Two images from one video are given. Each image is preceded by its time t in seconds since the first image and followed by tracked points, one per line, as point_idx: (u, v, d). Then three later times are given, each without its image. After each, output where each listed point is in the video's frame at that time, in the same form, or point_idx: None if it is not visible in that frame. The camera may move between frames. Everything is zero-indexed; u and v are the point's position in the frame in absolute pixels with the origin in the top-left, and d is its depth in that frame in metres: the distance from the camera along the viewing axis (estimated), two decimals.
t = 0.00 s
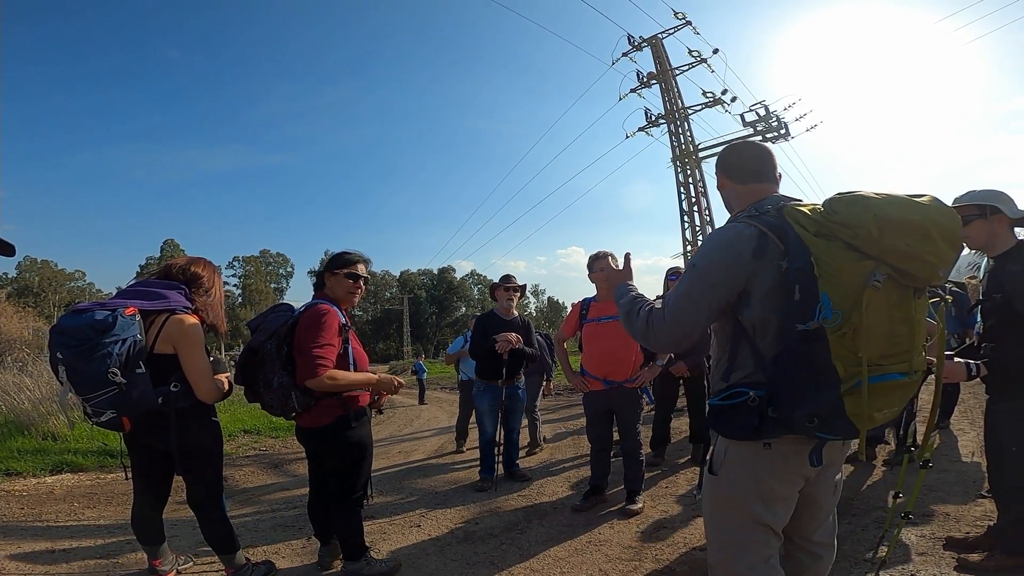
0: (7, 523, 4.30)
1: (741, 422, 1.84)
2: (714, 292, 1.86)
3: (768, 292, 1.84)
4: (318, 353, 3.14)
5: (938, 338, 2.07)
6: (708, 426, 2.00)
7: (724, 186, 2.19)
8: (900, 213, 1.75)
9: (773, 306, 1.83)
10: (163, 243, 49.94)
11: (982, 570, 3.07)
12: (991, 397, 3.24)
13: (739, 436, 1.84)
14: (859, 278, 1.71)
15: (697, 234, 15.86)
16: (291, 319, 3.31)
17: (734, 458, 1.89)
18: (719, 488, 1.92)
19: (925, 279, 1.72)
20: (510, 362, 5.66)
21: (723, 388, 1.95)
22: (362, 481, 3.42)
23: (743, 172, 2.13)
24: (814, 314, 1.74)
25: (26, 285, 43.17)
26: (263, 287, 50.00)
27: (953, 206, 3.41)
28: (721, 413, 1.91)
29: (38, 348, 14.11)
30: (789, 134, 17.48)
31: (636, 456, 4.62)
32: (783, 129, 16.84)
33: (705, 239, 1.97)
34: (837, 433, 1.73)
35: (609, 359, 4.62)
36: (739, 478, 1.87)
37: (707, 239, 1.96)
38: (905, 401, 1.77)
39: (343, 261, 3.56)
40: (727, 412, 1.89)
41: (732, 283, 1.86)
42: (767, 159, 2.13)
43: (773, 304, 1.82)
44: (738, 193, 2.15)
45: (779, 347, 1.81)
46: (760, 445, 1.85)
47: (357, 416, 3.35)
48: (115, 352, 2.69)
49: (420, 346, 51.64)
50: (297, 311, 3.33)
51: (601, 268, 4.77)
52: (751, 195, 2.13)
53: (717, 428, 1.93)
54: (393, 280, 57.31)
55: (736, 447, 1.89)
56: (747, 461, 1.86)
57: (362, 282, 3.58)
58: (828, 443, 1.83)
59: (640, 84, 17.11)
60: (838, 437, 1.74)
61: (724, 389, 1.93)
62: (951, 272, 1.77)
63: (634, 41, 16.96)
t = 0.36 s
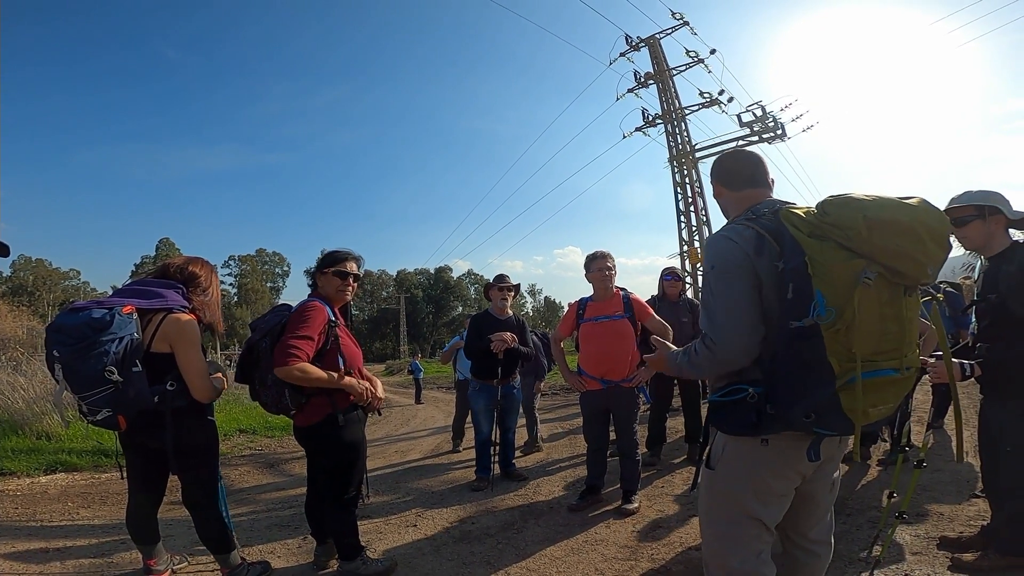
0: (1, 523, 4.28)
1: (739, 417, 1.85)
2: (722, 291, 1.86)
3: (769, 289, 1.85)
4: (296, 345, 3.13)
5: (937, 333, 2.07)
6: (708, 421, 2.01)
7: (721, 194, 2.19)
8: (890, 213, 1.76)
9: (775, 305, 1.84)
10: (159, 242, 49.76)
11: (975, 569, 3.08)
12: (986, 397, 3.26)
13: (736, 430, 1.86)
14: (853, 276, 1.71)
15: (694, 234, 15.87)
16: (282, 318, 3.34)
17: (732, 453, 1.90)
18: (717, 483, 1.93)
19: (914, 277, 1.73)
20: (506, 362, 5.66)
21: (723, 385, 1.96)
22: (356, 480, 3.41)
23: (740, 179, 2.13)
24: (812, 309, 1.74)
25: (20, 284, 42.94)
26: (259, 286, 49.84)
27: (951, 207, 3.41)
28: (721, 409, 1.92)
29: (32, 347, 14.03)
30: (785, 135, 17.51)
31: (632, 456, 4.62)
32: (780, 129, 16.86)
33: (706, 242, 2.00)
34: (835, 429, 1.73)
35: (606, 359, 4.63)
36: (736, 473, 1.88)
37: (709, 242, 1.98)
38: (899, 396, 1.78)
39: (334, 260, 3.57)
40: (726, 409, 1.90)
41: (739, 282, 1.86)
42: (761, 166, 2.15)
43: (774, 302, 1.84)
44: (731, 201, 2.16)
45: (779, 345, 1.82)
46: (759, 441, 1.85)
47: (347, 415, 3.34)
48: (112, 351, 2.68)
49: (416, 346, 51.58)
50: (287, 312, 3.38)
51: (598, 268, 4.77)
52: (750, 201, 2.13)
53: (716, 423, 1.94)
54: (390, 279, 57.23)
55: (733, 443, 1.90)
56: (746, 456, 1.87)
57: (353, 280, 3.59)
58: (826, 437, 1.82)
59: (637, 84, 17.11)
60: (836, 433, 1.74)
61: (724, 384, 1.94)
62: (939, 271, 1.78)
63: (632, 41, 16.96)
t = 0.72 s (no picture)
0: (3, 523, 4.28)
1: (748, 415, 1.84)
2: (727, 292, 1.86)
3: (776, 288, 1.84)
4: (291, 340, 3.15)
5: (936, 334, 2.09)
6: (715, 420, 2.00)
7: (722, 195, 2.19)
8: (900, 209, 1.77)
9: (782, 303, 1.82)
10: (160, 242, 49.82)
11: (976, 568, 3.08)
12: (987, 397, 3.26)
13: (744, 430, 1.85)
14: (865, 269, 1.72)
15: (695, 233, 15.85)
16: (279, 318, 3.41)
17: (741, 454, 1.89)
18: (725, 485, 1.92)
19: (925, 271, 1.74)
20: (507, 361, 5.66)
21: (731, 383, 1.95)
22: (354, 479, 3.41)
23: (741, 180, 2.14)
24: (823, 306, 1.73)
25: (22, 283, 42.99)
26: (260, 286, 49.87)
27: (953, 206, 3.41)
28: (728, 408, 1.91)
29: (33, 347, 14.07)
30: (786, 134, 17.48)
31: (633, 455, 4.62)
32: (780, 129, 16.84)
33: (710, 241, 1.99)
34: (846, 425, 1.72)
35: (607, 359, 4.63)
36: (746, 473, 1.87)
37: (713, 242, 1.97)
38: (909, 392, 1.78)
39: (331, 258, 3.57)
40: (734, 407, 1.89)
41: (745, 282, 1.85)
42: (762, 167, 2.15)
43: (781, 300, 1.82)
44: (733, 202, 2.17)
45: (787, 343, 1.80)
46: (768, 440, 1.84)
47: (340, 415, 3.34)
48: (116, 349, 2.70)
49: (417, 345, 51.61)
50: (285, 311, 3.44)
51: (600, 267, 4.77)
52: (751, 203, 2.13)
53: (724, 422, 1.93)
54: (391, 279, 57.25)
55: (743, 443, 1.89)
56: (754, 457, 1.86)
57: (349, 277, 3.59)
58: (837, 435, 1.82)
59: (638, 83, 17.11)
60: (847, 430, 1.72)
61: (733, 383, 1.93)
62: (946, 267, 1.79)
63: (632, 41, 16.94)
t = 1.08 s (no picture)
0: None
1: (738, 418, 1.85)
2: (722, 291, 1.85)
3: (772, 287, 1.84)
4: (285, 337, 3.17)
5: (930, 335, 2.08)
6: (704, 423, 2.01)
7: (711, 187, 2.18)
8: (908, 213, 1.77)
9: (777, 303, 1.83)
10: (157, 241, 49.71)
11: (973, 567, 3.09)
12: (983, 396, 3.27)
13: (734, 433, 1.86)
14: (867, 273, 1.72)
15: (693, 232, 15.87)
16: (278, 315, 3.42)
17: (729, 455, 1.89)
18: (713, 487, 1.92)
19: (926, 277, 1.75)
20: (504, 360, 5.67)
21: (721, 385, 1.96)
22: (350, 479, 3.41)
23: (732, 172, 2.13)
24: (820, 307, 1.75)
25: (18, 283, 42.82)
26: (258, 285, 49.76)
27: (950, 205, 3.42)
28: (719, 410, 1.92)
29: (30, 347, 14.03)
30: (785, 133, 17.48)
31: (631, 453, 4.63)
32: (778, 128, 16.87)
33: (704, 238, 1.98)
34: (839, 430, 1.73)
35: (604, 357, 4.64)
36: (733, 476, 1.87)
37: (707, 239, 1.96)
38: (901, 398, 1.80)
39: (330, 257, 3.58)
40: (724, 410, 1.90)
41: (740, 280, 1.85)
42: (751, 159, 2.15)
43: (777, 302, 1.83)
44: (725, 193, 2.15)
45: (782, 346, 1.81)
46: (757, 442, 1.85)
47: (333, 415, 3.33)
48: (116, 347, 2.69)
49: (415, 345, 51.60)
50: (285, 309, 3.46)
51: (598, 267, 4.77)
52: (739, 196, 2.14)
53: (714, 424, 1.94)
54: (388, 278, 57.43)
55: (730, 446, 1.89)
56: (743, 459, 1.86)
57: (347, 277, 3.59)
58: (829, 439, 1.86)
59: (636, 82, 17.11)
60: (840, 435, 1.74)
61: (726, 385, 1.93)
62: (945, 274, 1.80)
63: (631, 40, 16.93)
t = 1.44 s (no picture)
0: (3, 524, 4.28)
1: (738, 428, 1.81)
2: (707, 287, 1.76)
3: (772, 291, 1.81)
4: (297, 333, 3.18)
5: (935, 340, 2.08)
6: (697, 432, 1.98)
7: (706, 181, 2.16)
8: (924, 216, 1.75)
9: (775, 308, 1.80)
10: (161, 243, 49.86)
11: (979, 570, 3.07)
12: (988, 398, 3.25)
13: (731, 443, 1.83)
14: (880, 279, 1.71)
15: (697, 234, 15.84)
16: (283, 315, 3.44)
17: (727, 467, 1.87)
18: (710, 499, 1.90)
19: (941, 283, 1.74)
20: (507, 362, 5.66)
21: (717, 393, 1.92)
22: (349, 481, 3.40)
23: (728, 167, 2.12)
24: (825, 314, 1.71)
25: (23, 285, 42.97)
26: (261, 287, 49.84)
27: (955, 206, 3.41)
28: (715, 419, 1.89)
29: (33, 348, 14.06)
30: (788, 135, 17.45)
31: (634, 456, 4.62)
32: (781, 130, 16.85)
33: (700, 235, 1.90)
34: (841, 440, 1.72)
35: (606, 360, 4.62)
36: (730, 487, 1.86)
37: (704, 235, 1.89)
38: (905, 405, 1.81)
39: (332, 258, 3.58)
40: (721, 418, 1.87)
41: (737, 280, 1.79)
42: (746, 153, 2.14)
43: (775, 307, 1.80)
44: (723, 188, 2.14)
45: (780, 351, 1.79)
46: (754, 451, 1.84)
47: (332, 416, 3.32)
48: (122, 347, 2.70)
49: (418, 347, 51.61)
50: (291, 309, 3.48)
51: (601, 268, 4.76)
52: (735, 191, 2.13)
53: (708, 433, 1.91)
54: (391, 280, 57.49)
55: (726, 457, 1.87)
56: (741, 469, 1.85)
57: (349, 278, 3.58)
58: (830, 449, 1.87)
59: (639, 84, 17.11)
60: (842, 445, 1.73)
61: (721, 392, 1.90)
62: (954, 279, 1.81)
63: (634, 41, 16.93)
